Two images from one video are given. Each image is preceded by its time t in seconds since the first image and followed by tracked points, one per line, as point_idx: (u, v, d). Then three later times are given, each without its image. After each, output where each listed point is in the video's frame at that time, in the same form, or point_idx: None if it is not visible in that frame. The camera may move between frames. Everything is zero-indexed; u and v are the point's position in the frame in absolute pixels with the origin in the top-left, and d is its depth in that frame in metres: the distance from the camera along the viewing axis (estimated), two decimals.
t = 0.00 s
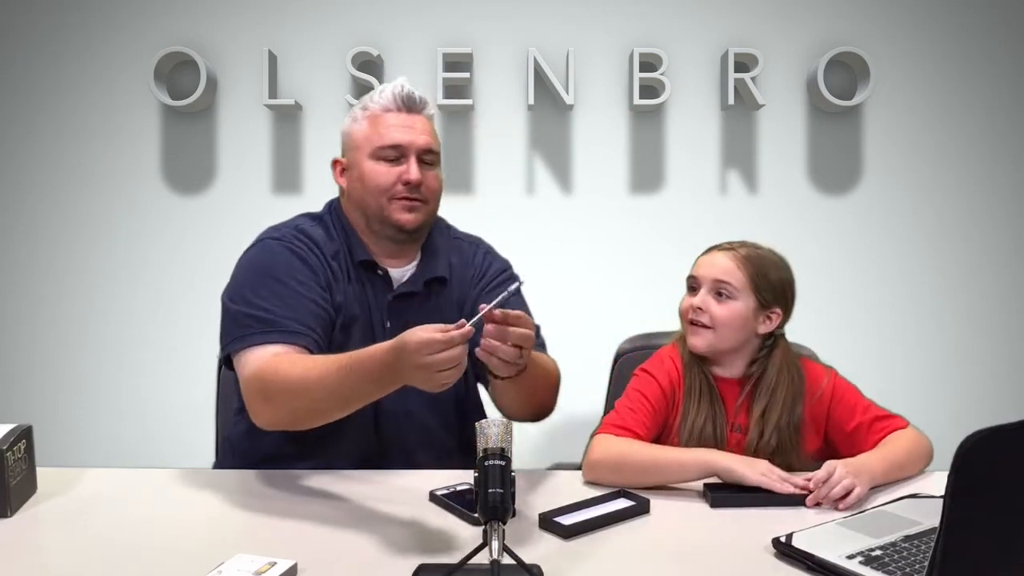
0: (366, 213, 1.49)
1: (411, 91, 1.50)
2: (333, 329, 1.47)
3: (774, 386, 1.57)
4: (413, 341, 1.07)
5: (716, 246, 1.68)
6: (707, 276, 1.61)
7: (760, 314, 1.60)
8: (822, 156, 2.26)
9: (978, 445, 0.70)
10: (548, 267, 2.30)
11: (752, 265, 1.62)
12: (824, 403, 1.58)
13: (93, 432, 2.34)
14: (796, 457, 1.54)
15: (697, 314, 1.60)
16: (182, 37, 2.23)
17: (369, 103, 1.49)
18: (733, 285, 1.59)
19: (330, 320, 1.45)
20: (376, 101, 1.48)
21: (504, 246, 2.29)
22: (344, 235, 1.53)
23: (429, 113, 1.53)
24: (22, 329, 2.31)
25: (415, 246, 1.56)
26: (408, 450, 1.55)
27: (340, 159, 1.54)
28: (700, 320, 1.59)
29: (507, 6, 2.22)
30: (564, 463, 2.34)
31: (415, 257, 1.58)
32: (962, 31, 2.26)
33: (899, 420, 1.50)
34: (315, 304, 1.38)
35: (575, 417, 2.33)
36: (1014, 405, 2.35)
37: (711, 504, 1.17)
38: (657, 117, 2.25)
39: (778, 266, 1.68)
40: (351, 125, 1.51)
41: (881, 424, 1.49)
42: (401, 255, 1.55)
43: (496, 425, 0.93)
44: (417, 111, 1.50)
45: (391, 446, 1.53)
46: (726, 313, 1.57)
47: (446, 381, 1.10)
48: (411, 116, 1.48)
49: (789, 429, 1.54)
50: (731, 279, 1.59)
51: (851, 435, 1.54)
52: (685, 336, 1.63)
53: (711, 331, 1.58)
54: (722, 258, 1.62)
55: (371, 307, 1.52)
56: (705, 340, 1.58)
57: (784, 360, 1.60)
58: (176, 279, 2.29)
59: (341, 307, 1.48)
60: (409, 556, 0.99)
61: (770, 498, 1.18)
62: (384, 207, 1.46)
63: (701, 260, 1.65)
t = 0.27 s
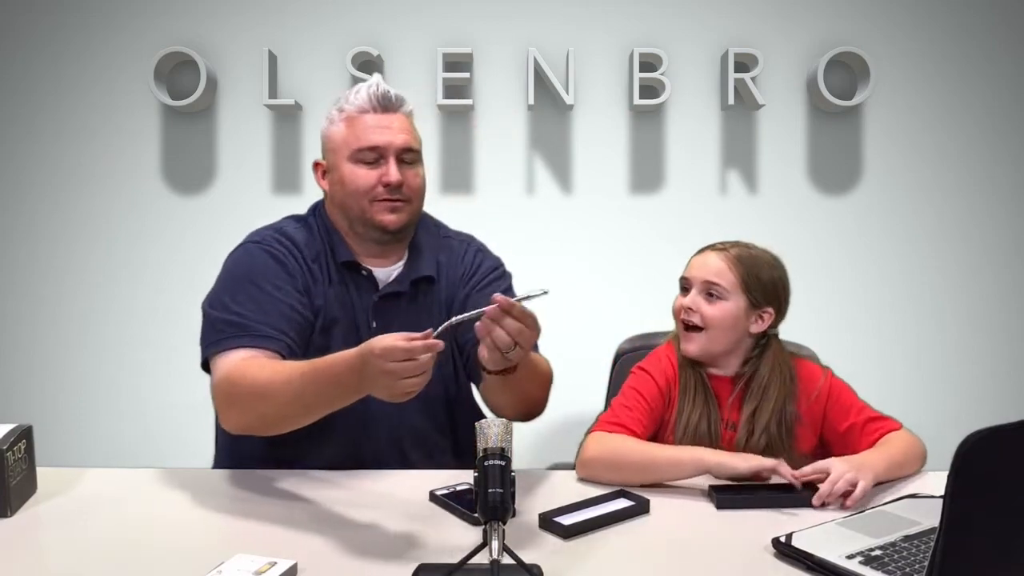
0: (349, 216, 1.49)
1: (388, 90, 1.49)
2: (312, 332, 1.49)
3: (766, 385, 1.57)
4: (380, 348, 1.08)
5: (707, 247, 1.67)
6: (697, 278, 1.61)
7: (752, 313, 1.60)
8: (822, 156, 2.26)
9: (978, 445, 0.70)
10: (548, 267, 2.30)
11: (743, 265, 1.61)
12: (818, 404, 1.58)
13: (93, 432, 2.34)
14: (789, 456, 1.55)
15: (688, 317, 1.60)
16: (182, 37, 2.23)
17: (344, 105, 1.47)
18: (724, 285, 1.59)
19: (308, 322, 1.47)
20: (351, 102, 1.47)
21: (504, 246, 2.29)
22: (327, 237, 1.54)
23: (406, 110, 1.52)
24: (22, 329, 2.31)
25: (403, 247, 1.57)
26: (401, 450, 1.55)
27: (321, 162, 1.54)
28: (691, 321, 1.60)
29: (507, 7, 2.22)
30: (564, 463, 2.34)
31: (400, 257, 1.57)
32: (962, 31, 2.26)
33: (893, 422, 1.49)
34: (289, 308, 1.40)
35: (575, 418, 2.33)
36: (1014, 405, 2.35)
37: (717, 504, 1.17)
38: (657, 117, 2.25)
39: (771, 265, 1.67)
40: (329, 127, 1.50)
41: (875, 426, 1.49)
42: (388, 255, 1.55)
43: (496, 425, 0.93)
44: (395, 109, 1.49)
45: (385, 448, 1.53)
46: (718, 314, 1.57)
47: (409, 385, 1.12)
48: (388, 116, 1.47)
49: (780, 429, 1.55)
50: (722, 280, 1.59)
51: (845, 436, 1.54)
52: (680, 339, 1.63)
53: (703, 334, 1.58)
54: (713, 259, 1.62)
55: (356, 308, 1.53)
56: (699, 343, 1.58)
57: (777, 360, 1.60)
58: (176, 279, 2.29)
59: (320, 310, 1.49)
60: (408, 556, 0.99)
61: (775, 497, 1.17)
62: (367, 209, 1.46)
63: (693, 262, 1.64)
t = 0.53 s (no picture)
0: (344, 218, 1.50)
1: (378, 90, 1.50)
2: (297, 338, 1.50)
3: (763, 384, 1.58)
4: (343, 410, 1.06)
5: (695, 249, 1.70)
6: (687, 279, 1.63)
7: (740, 309, 1.61)
8: (822, 156, 2.26)
9: (978, 445, 0.70)
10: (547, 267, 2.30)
11: (731, 265, 1.64)
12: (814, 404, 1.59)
13: (92, 432, 2.34)
14: (788, 455, 1.55)
15: (680, 316, 1.61)
16: (182, 37, 2.23)
17: (334, 108, 1.49)
18: (712, 285, 1.61)
19: (289, 331, 1.48)
20: (340, 104, 1.48)
21: (504, 246, 2.29)
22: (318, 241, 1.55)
23: (396, 108, 1.53)
24: (22, 328, 2.32)
25: (397, 246, 1.57)
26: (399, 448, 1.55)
27: (313, 166, 1.55)
28: (683, 321, 1.61)
29: (507, 6, 2.22)
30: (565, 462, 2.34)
31: (393, 257, 1.59)
32: (962, 31, 2.26)
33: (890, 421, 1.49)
34: (264, 322, 1.43)
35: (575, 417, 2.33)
36: (1014, 404, 2.35)
37: (734, 509, 1.14)
38: (657, 117, 2.25)
39: (760, 264, 1.69)
40: (320, 130, 1.51)
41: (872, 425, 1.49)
42: (383, 256, 1.56)
43: (496, 425, 0.93)
44: (385, 108, 1.50)
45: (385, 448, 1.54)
46: (710, 312, 1.59)
47: (353, 458, 1.07)
48: (379, 116, 1.49)
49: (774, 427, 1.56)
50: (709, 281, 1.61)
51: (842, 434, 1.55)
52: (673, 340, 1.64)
53: (695, 331, 1.59)
54: (701, 260, 1.64)
55: (347, 310, 1.53)
56: (690, 341, 1.60)
57: (772, 359, 1.61)
58: (176, 279, 2.29)
59: (304, 317, 1.50)
60: (408, 556, 0.99)
61: (789, 500, 1.16)
62: (363, 209, 1.47)
63: (684, 263, 1.67)
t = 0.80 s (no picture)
0: (339, 218, 1.51)
1: (376, 89, 1.52)
2: (288, 341, 1.51)
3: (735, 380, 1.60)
4: (347, 454, 1.17)
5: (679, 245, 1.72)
6: (670, 271, 1.64)
7: (723, 305, 1.61)
8: (822, 156, 2.26)
9: (978, 445, 0.70)
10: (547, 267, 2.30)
11: (713, 260, 1.65)
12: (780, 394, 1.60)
13: (92, 432, 2.34)
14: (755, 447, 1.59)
15: (660, 306, 1.62)
16: (182, 37, 2.23)
17: (331, 106, 1.50)
18: (695, 277, 1.61)
19: (277, 335, 1.50)
20: (337, 103, 1.50)
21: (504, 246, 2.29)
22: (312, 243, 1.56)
23: (393, 108, 1.55)
24: (22, 328, 2.31)
25: (392, 247, 1.58)
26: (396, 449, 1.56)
27: (309, 165, 1.56)
28: (665, 311, 1.61)
29: (507, 6, 2.22)
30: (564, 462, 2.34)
31: (389, 258, 1.59)
32: (962, 31, 2.26)
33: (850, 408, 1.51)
34: (250, 329, 1.45)
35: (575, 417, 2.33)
36: (1014, 404, 2.35)
37: (734, 509, 1.15)
38: (657, 117, 2.25)
39: (742, 264, 1.70)
40: (316, 129, 1.53)
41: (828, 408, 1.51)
42: (377, 257, 1.57)
43: (496, 425, 0.93)
44: (382, 107, 1.52)
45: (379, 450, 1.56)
46: (692, 304, 1.59)
47: (333, 504, 1.15)
48: (376, 115, 1.50)
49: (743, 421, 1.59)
50: (693, 274, 1.61)
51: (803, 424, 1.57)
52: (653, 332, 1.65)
53: (676, 321, 1.60)
54: (685, 254, 1.66)
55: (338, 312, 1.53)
56: (670, 331, 1.60)
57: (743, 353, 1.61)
58: (176, 279, 2.29)
59: (294, 320, 1.51)
60: (408, 556, 0.99)
61: (786, 502, 1.15)
62: (358, 209, 1.49)
63: (667, 257, 1.68)
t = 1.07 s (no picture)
0: (334, 216, 1.53)
1: (367, 88, 1.54)
2: (285, 341, 1.51)
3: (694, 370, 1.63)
4: (350, 454, 1.17)
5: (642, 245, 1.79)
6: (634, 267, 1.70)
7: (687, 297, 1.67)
8: (822, 156, 2.26)
9: (978, 446, 0.70)
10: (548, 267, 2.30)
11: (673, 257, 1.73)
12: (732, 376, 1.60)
13: (92, 432, 2.34)
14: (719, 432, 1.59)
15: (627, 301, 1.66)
16: (182, 37, 2.23)
17: (324, 105, 1.52)
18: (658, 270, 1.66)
19: (275, 334, 1.49)
20: (331, 102, 1.52)
21: (504, 246, 2.28)
22: (308, 244, 1.56)
23: (385, 107, 1.57)
24: (22, 328, 2.31)
25: (386, 246, 1.60)
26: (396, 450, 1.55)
27: (302, 165, 1.59)
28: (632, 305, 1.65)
29: (507, 6, 2.22)
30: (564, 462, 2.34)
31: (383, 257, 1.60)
32: (962, 31, 2.26)
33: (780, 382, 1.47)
34: (248, 328, 1.45)
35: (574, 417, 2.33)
36: (1014, 404, 2.35)
37: (734, 509, 1.15)
38: (657, 117, 2.25)
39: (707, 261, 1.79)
40: (309, 129, 1.55)
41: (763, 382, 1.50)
42: (371, 256, 1.59)
43: (496, 425, 0.93)
44: (374, 105, 1.55)
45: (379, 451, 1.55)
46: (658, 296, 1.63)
47: (334, 504, 1.15)
48: (369, 114, 1.53)
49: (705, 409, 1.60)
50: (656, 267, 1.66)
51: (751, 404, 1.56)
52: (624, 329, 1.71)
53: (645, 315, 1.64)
54: (644, 252, 1.74)
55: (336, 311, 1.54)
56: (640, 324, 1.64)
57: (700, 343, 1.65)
58: (175, 279, 2.29)
59: (291, 319, 1.51)
60: (407, 556, 0.99)
61: (786, 501, 1.15)
62: (353, 207, 1.51)
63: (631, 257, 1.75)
